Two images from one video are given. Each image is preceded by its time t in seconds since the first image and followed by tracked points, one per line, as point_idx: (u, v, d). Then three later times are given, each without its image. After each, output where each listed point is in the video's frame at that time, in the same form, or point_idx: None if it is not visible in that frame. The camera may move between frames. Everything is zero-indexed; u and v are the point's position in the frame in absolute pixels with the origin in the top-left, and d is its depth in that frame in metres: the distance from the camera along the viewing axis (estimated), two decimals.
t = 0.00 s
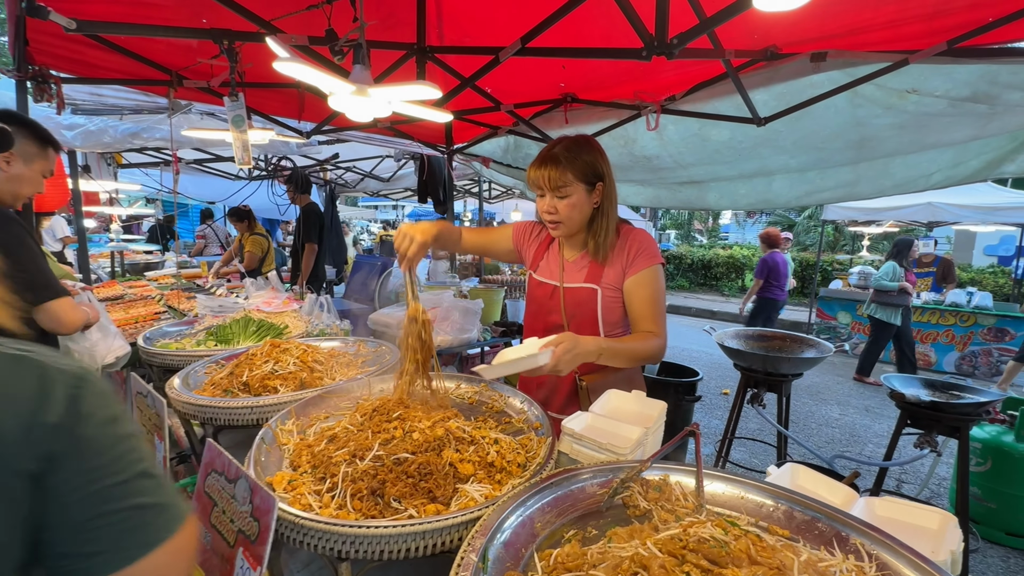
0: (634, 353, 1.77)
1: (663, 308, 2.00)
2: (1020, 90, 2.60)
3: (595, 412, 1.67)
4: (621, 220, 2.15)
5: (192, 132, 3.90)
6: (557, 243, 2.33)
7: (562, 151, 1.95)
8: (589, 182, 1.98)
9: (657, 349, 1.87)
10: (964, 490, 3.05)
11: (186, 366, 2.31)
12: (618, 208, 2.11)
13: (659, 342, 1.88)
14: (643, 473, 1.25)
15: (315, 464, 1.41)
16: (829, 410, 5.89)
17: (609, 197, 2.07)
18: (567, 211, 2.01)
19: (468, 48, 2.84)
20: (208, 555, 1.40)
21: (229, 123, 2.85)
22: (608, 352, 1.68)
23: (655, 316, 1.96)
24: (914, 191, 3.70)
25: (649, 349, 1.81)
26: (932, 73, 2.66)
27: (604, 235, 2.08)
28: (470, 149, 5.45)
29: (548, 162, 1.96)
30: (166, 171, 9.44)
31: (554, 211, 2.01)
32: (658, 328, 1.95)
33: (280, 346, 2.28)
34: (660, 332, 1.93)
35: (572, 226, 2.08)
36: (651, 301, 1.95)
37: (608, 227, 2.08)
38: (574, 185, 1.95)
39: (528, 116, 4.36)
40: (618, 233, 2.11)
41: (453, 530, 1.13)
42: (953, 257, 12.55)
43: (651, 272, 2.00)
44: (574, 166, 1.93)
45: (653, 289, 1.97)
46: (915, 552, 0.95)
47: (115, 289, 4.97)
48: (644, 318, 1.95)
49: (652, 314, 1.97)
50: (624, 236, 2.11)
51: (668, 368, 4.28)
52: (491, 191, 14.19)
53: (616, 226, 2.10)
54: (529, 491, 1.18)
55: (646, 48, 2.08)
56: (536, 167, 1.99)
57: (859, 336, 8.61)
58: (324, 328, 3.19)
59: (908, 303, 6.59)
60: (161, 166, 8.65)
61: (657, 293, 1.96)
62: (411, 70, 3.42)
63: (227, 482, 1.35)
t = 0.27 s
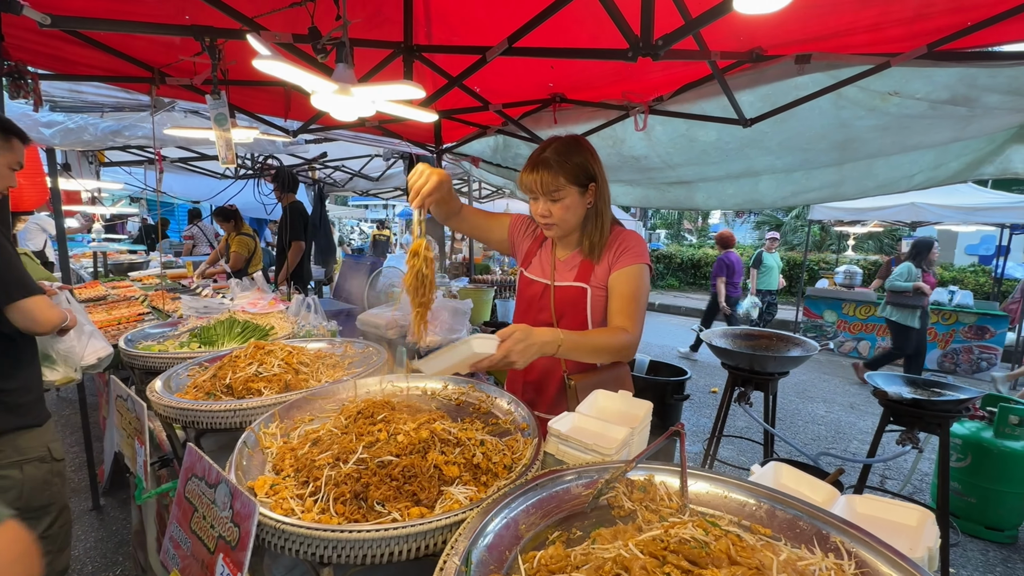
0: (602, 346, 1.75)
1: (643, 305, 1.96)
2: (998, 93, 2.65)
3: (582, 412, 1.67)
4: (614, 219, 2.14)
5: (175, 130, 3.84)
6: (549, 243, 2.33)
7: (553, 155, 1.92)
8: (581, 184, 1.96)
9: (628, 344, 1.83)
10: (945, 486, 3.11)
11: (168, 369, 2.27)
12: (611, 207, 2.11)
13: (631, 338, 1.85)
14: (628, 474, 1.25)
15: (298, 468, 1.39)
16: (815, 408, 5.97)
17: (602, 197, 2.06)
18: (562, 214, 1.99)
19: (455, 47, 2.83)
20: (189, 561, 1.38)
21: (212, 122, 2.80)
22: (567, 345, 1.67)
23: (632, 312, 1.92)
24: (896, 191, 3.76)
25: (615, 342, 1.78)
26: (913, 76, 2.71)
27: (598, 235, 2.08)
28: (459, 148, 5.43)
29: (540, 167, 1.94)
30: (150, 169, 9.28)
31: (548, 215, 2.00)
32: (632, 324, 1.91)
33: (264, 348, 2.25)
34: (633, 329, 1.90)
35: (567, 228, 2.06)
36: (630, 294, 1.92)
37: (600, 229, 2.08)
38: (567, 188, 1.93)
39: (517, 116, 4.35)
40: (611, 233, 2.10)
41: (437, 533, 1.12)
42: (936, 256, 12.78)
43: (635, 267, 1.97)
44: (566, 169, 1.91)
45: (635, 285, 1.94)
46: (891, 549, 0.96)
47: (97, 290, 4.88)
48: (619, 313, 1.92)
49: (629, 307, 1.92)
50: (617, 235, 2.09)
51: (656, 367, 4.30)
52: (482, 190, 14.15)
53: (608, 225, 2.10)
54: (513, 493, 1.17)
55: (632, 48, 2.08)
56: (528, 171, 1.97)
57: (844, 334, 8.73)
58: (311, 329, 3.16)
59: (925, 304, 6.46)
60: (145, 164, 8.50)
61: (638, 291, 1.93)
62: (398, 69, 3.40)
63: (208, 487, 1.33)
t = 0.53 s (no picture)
0: (586, 345, 1.73)
1: (637, 307, 1.93)
2: (991, 96, 2.68)
3: (579, 413, 1.68)
4: (614, 220, 2.15)
5: (172, 130, 3.83)
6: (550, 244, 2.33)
7: (555, 159, 1.91)
8: (583, 188, 1.96)
9: (614, 345, 1.80)
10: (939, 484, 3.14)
11: (167, 370, 2.27)
12: (613, 209, 2.11)
13: (618, 339, 1.82)
14: (627, 475, 1.26)
15: (299, 470, 1.40)
16: (810, 407, 6.01)
17: (603, 199, 2.06)
18: (564, 217, 1.99)
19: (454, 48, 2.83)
20: (191, 562, 1.39)
21: (211, 123, 2.80)
22: (548, 342, 1.67)
23: (624, 314, 1.90)
24: (891, 193, 3.79)
25: (597, 342, 1.75)
26: (908, 79, 2.73)
27: (599, 237, 2.09)
28: (457, 148, 5.43)
29: (542, 171, 1.93)
30: (145, 168, 9.23)
31: (550, 218, 1.99)
32: (622, 326, 1.87)
33: (264, 349, 2.26)
34: (622, 331, 1.86)
35: (569, 230, 2.07)
36: (624, 295, 1.91)
37: (601, 231, 2.08)
38: (569, 192, 1.93)
39: (515, 117, 4.36)
40: (612, 235, 2.11)
41: (438, 533, 1.13)
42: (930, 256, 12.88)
43: (633, 269, 1.96)
44: (567, 173, 1.90)
45: (630, 287, 1.92)
46: (885, 548, 0.98)
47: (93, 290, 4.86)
48: (610, 313, 1.89)
49: (621, 308, 1.89)
50: (617, 237, 2.10)
51: (654, 367, 4.32)
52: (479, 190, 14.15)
53: (608, 227, 2.11)
54: (514, 494, 1.19)
55: (631, 52, 2.10)
56: (529, 175, 1.97)
57: (839, 334, 8.79)
58: (309, 330, 3.16)
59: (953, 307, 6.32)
60: (141, 163, 8.46)
61: (633, 292, 1.92)
62: (396, 70, 3.40)
63: (210, 489, 1.33)
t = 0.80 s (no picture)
0: (585, 362, 1.79)
1: (640, 318, 1.96)
2: (993, 99, 2.68)
3: (581, 415, 1.70)
4: (620, 224, 2.15)
5: (176, 132, 3.85)
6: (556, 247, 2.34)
7: (558, 165, 1.92)
8: (587, 193, 1.97)
9: (615, 357, 1.87)
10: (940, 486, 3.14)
11: (172, 370, 2.29)
12: (619, 213, 2.11)
13: (618, 352, 1.88)
14: (627, 477, 1.27)
15: (302, 470, 1.42)
16: (812, 408, 6.01)
17: (608, 203, 2.06)
18: (568, 222, 2.01)
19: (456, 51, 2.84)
20: (196, 560, 1.40)
21: (215, 125, 2.82)
22: (546, 366, 1.70)
23: (626, 325, 1.93)
24: (893, 194, 3.79)
25: (595, 358, 1.80)
26: (909, 81, 2.74)
27: (604, 242, 2.09)
28: (459, 150, 5.45)
29: (546, 176, 1.94)
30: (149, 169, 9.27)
31: (554, 223, 2.01)
32: (622, 340, 1.92)
33: (267, 350, 2.27)
34: (622, 343, 1.91)
35: (574, 235, 2.08)
36: (627, 304, 1.93)
37: (607, 235, 2.08)
38: (573, 198, 1.94)
39: (517, 118, 4.37)
40: (617, 239, 2.11)
41: (439, 533, 1.15)
42: (934, 256, 12.85)
43: (638, 275, 1.97)
44: (572, 178, 1.91)
45: (634, 297, 1.94)
46: (883, 550, 0.98)
47: (98, 289, 4.89)
48: (612, 326, 1.93)
49: (623, 319, 1.92)
50: (623, 242, 2.10)
51: (655, 367, 4.33)
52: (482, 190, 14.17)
53: (614, 231, 2.11)
54: (515, 495, 1.20)
55: (632, 55, 2.12)
56: (534, 180, 1.98)
57: (842, 335, 8.77)
58: (312, 331, 3.18)
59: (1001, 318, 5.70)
60: (145, 164, 8.51)
61: (637, 302, 1.94)
62: (399, 73, 3.42)
63: (214, 489, 1.35)
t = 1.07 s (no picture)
0: (599, 367, 1.75)
1: (652, 322, 1.94)
2: (999, 99, 2.67)
3: (587, 416, 1.70)
4: (629, 227, 2.14)
5: (183, 133, 3.89)
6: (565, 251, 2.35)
7: (563, 170, 1.92)
8: (593, 198, 1.97)
9: (629, 363, 1.83)
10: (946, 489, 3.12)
11: (178, 370, 2.31)
12: (627, 216, 2.10)
13: (632, 358, 1.84)
14: (630, 477, 1.27)
15: (308, 468, 1.43)
16: (817, 410, 5.98)
17: (616, 207, 2.06)
18: (575, 227, 2.01)
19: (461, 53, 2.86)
20: (203, 557, 1.42)
21: (222, 126, 2.85)
22: (560, 372, 1.68)
23: (639, 329, 1.91)
24: (898, 196, 3.78)
25: (611, 364, 1.77)
26: (914, 82, 2.73)
27: (613, 246, 2.09)
28: (463, 151, 5.47)
29: (551, 182, 1.95)
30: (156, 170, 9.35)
31: (561, 228, 2.02)
32: (635, 344, 1.88)
33: (273, 350, 2.29)
34: (636, 349, 1.87)
35: (581, 240, 2.08)
36: (638, 310, 1.91)
37: (615, 239, 2.08)
38: (579, 203, 1.95)
39: (521, 120, 4.38)
40: (626, 243, 2.10)
41: (444, 532, 1.16)
42: (940, 258, 12.76)
43: (648, 280, 1.97)
44: (577, 184, 1.91)
45: (646, 301, 1.93)
46: (887, 552, 0.99)
47: (104, 289, 4.93)
48: (625, 330, 1.90)
49: (636, 325, 1.90)
50: (632, 245, 2.09)
51: (658, 368, 4.33)
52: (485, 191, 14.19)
53: (622, 235, 2.10)
54: (518, 494, 1.20)
55: (636, 57, 2.13)
56: (539, 186, 1.99)
57: (847, 336, 8.72)
58: (317, 331, 3.20)
59: None
60: (151, 165, 8.58)
61: (649, 307, 1.92)
62: (404, 74, 3.44)
63: (221, 486, 1.36)
